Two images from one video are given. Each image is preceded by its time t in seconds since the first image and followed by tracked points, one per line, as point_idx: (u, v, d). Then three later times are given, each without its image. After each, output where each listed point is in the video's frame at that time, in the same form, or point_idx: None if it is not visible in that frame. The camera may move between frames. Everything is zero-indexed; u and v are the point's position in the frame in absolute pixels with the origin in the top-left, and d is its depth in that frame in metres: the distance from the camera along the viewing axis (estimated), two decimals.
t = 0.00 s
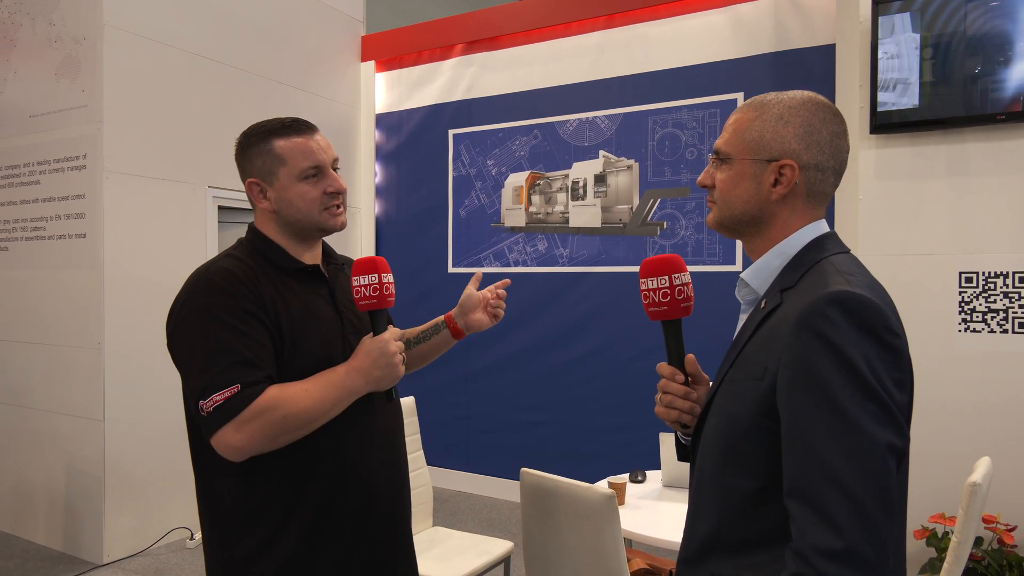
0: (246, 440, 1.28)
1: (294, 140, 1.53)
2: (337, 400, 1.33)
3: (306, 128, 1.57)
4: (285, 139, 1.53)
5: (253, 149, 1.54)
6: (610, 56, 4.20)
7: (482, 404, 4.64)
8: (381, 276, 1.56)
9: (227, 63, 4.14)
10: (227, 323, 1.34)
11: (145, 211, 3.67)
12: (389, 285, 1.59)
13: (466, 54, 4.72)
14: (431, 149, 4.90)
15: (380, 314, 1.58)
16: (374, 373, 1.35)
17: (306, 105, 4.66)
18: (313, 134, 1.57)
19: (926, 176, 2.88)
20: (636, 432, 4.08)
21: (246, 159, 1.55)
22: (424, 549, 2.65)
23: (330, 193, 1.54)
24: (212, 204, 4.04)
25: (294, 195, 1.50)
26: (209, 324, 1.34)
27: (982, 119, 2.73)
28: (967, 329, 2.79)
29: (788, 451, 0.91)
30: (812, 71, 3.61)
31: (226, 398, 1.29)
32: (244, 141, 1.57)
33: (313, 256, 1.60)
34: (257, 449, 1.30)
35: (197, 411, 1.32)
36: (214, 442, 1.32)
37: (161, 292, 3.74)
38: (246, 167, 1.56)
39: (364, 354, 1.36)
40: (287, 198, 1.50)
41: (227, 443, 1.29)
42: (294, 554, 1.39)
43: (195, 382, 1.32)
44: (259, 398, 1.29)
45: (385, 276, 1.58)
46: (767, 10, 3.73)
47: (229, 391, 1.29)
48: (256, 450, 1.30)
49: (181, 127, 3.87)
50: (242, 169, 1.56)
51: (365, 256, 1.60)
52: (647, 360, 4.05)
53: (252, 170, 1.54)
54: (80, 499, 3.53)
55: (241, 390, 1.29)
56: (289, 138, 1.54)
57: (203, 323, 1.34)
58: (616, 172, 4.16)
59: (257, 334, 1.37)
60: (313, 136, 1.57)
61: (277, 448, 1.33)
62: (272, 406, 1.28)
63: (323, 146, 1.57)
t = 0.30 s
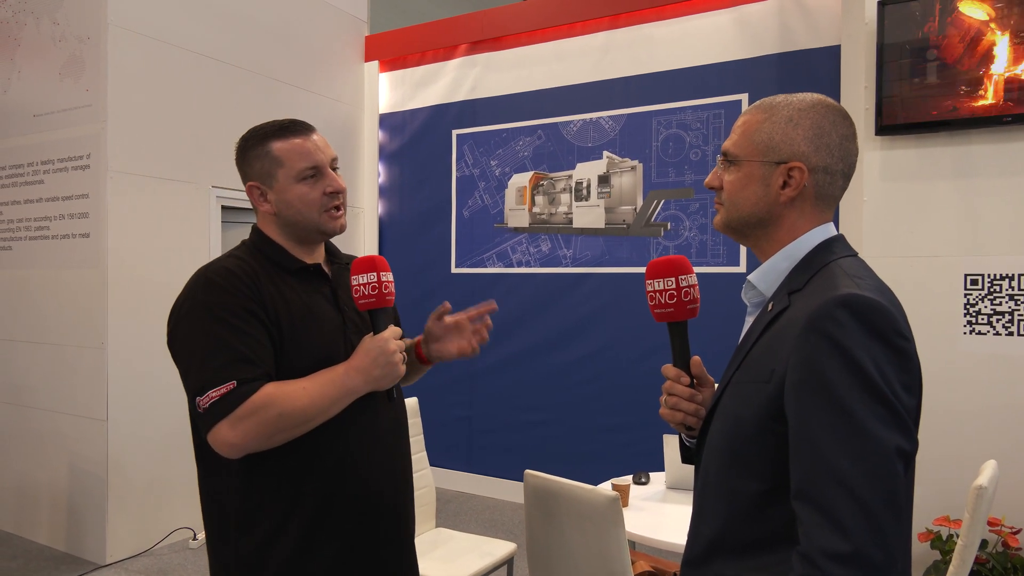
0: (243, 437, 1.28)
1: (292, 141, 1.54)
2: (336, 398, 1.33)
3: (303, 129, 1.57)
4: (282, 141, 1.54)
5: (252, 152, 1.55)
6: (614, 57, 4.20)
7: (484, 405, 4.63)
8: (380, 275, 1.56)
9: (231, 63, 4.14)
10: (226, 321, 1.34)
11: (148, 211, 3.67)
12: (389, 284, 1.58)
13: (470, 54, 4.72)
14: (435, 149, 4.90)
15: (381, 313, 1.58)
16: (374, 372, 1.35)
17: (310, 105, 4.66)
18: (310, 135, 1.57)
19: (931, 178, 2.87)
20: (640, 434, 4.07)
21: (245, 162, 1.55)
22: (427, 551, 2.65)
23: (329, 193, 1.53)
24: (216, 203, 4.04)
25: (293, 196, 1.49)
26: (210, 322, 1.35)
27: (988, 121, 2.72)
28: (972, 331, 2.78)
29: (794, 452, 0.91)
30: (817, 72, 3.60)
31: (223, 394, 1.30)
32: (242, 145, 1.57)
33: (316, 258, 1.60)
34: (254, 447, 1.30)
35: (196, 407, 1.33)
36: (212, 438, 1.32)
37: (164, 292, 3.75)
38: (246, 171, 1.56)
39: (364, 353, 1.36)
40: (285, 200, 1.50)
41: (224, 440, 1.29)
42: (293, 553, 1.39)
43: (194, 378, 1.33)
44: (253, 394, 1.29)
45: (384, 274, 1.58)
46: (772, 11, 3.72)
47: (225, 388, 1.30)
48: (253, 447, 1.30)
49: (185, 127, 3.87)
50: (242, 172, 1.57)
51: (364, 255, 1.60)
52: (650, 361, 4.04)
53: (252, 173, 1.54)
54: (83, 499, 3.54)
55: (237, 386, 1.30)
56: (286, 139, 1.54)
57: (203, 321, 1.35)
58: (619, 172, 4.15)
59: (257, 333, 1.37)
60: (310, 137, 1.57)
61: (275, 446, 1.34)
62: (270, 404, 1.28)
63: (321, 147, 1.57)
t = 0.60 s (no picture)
0: (231, 434, 1.28)
1: (297, 141, 1.52)
2: (327, 396, 1.32)
3: (308, 129, 1.56)
4: (287, 140, 1.52)
5: (255, 150, 1.53)
6: (611, 55, 4.19)
7: (481, 404, 4.63)
8: (371, 272, 1.53)
9: (226, 60, 4.12)
10: (217, 319, 1.34)
11: (143, 209, 3.65)
12: (381, 280, 1.55)
13: (467, 52, 4.70)
14: (431, 147, 4.89)
15: (373, 310, 1.54)
16: (366, 370, 1.34)
17: (305, 103, 4.64)
18: (316, 135, 1.56)
19: (927, 177, 2.87)
20: (636, 433, 4.07)
21: (249, 159, 1.54)
22: (423, 551, 2.64)
23: (331, 196, 1.52)
24: (211, 201, 4.02)
25: (294, 197, 1.48)
26: (202, 319, 1.34)
27: (984, 121, 2.73)
28: (968, 330, 2.79)
29: (793, 452, 0.90)
30: (814, 72, 3.60)
31: (211, 391, 1.30)
32: (247, 141, 1.56)
33: (316, 258, 1.59)
34: (242, 445, 1.30)
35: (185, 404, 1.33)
36: (202, 435, 1.32)
37: (158, 291, 3.73)
38: (249, 168, 1.55)
39: (357, 351, 1.35)
40: (287, 200, 1.49)
41: (211, 438, 1.29)
42: (287, 553, 1.38)
43: (184, 376, 1.33)
44: (241, 393, 1.30)
45: (375, 272, 1.55)
46: (769, 10, 3.72)
47: (213, 385, 1.30)
48: (241, 446, 1.29)
49: (179, 124, 3.85)
50: (245, 168, 1.56)
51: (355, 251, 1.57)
52: (647, 360, 4.04)
53: (254, 171, 1.53)
54: (76, 498, 3.52)
55: (224, 383, 1.30)
56: (290, 139, 1.53)
57: (194, 319, 1.34)
58: (616, 171, 4.15)
59: (248, 331, 1.36)
60: (315, 138, 1.55)
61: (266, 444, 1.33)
62: (259, 402, 1.28)
63: (326, 148, 1.56)
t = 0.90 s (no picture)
0: (218, 432, 1.28)
1: (302, 140, 1.52)
2: (318, 397, 1.31)
3: (315, 128, 1.55)
4: (292, 137, 1.52)
5: (261, 146, 1.53)
6: (609, 55, 4.18)
7: (479, 404, 4.62)
8: (369, 273, 1.53)
9: (223, 59, 4.10)
10: (210, 317, 1.33)
11: (140, 209, 3.63)
12: (379, 281, 1.54)
13: (464, 52, 4.69)
14: (429, 147, 4.87)
15: (371, 311, 1.54)
16: (360, 372, 1.33)
17: (303, 103, 4.62)
18: (322, 135, 1.55)
19: (926, 177, 2.87)
20: (635, 433, 4.07)
21: (254, 156, 1.54)
22: (421, 551, 2.63)
23: (333, 196, 1.50)
24: (208, 201, 4.01)
25: (295, 194, 1.47)
26: (196, 318, 1.34)
27: (982, 122, 2.73)
28: (967, 331, 2.79)
29: (797, 452, 0.89)
30: (813, 72, 3.60)
31: (201, 389, 1.30)
32: (255, 137, 1.56)
33: (316, 258, 1.58)
34: (229, 443, 1.29)
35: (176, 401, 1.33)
36: (191, 433, 1.33)
37: (155, 290, 3.71)
38: (253, 164, 1.55)
39: (353, 352, 1.34)
40: (288, 197, 1.48)
41: (199, 435, 1.30)
42: (280, 553, 1.37)
43: (175, 373, 1.33)
44: (230, 392, 1.29)
45: (374, 272, 1.54)
46: (767, 10, 3.72)
47: (202, 383, 1.30)
48: (229, 444, 1.29)
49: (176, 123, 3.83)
50: (250, 165, 1.56)
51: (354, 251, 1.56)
52: (646, 360, 4.04)
53: (259, 168, 1.53)
54: (73, 499, 3.50)
55: (215, 382, 1.30)
56: (296, 137, 1.52)
57: (187, 317, 1.34)
58: (615, 171, 4.14)
59: (242, 330, 1.35)
60: (321, 137, 1.55)
61: (257, 443, 1.32)
62: (248, 401, 1.28)
63: (332, 148, 1.55)
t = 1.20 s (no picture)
0: (218, 431, 1.28)
1: (319, 135, 1.53)
2: (318, 395, 1.30)
3: (335, 129, 1.58)
4: (311, 132, 1.54)
5: (280, 137, 1.55)
6: (611, 54, 4.18)
7: (480, 403, 4.62)
8: (370, 272, 1.51)
9: (224, 58, 4.09)
10: (210, 315, 1.33)
11: (141, 208, 3.63)
12: (380, 281, 1.52)
13: (465, 52, 4.69)
14: (430, 147, 4.87)
15: (373, 311, 1.52)
16: (360, 371, 1.32)
17: (304, 102, 4.62)
18: (340, 136, 1.58)
19: (929, 176, 2.87)
20: (636, 433, 4.06)
21: (271, 145, 1.56)
22: (423, 551, 2.63)
23: (338, 194, 1.51)
24: (209, 200, 4.00)
25: (300, 185, 1.48)
26: (197, 317, 1.33)
27: (984, 121, 2.73)
28: (969, 330, 2.78)
29: (804, 453, 0.89)
30: (815, 71, 3.59)
31: (199, 388, 1.30)
32: (277, 129, 1.59)
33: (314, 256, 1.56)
34: (229, 442, 1.29)
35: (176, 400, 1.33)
36: (190, 432, 1.33)
37: (156, 290, 3.71)
38: (269, 154, 1.57)
39: (353, 352, 1.33)
40: (293, 187, 1.48)
41: (199, 434, 1.30)
42: (280, 553, 1.37)
43: (175, 372, 1.33)
44: (228, 391, 1.29)
45: (375, 272, 1.53)
46: (769, 10, 3.71)
47: (200, 381, 1.30)
48: (229, 443, 1.29)
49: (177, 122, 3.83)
50: (266, 154, 1.58)
51: (356, 251, 1.55)
52: (647, 360, 4.03)
53: (272, 156, 1.55)
54: (74, 499, 3.50)
55: (213, 381, 1.30)
56: (315, 132, 1.54)
57: (187, 315, 1.34)
58: (616, 171, 4.14)
59: (241, 329, 1.35)
60: (339, 138, 1.57)
61: (257, 443, 1.32)
62: (247, 399, 1.28)
63: (347, 149, 1.57)
